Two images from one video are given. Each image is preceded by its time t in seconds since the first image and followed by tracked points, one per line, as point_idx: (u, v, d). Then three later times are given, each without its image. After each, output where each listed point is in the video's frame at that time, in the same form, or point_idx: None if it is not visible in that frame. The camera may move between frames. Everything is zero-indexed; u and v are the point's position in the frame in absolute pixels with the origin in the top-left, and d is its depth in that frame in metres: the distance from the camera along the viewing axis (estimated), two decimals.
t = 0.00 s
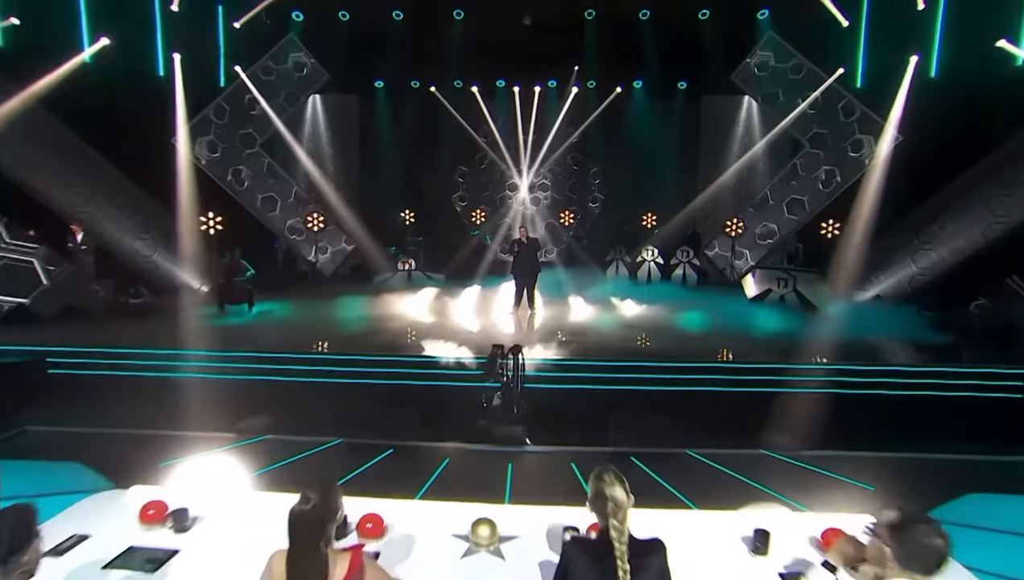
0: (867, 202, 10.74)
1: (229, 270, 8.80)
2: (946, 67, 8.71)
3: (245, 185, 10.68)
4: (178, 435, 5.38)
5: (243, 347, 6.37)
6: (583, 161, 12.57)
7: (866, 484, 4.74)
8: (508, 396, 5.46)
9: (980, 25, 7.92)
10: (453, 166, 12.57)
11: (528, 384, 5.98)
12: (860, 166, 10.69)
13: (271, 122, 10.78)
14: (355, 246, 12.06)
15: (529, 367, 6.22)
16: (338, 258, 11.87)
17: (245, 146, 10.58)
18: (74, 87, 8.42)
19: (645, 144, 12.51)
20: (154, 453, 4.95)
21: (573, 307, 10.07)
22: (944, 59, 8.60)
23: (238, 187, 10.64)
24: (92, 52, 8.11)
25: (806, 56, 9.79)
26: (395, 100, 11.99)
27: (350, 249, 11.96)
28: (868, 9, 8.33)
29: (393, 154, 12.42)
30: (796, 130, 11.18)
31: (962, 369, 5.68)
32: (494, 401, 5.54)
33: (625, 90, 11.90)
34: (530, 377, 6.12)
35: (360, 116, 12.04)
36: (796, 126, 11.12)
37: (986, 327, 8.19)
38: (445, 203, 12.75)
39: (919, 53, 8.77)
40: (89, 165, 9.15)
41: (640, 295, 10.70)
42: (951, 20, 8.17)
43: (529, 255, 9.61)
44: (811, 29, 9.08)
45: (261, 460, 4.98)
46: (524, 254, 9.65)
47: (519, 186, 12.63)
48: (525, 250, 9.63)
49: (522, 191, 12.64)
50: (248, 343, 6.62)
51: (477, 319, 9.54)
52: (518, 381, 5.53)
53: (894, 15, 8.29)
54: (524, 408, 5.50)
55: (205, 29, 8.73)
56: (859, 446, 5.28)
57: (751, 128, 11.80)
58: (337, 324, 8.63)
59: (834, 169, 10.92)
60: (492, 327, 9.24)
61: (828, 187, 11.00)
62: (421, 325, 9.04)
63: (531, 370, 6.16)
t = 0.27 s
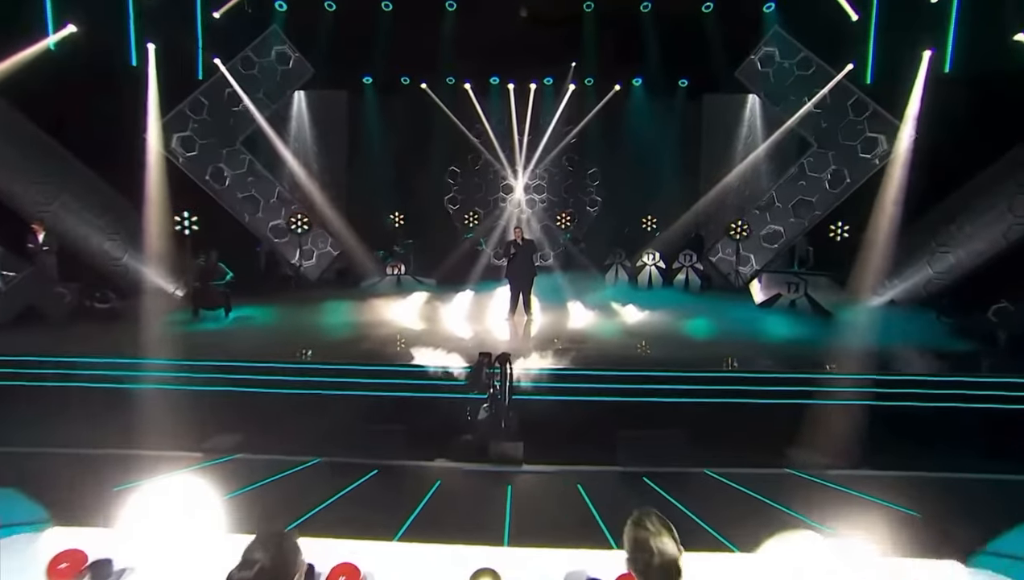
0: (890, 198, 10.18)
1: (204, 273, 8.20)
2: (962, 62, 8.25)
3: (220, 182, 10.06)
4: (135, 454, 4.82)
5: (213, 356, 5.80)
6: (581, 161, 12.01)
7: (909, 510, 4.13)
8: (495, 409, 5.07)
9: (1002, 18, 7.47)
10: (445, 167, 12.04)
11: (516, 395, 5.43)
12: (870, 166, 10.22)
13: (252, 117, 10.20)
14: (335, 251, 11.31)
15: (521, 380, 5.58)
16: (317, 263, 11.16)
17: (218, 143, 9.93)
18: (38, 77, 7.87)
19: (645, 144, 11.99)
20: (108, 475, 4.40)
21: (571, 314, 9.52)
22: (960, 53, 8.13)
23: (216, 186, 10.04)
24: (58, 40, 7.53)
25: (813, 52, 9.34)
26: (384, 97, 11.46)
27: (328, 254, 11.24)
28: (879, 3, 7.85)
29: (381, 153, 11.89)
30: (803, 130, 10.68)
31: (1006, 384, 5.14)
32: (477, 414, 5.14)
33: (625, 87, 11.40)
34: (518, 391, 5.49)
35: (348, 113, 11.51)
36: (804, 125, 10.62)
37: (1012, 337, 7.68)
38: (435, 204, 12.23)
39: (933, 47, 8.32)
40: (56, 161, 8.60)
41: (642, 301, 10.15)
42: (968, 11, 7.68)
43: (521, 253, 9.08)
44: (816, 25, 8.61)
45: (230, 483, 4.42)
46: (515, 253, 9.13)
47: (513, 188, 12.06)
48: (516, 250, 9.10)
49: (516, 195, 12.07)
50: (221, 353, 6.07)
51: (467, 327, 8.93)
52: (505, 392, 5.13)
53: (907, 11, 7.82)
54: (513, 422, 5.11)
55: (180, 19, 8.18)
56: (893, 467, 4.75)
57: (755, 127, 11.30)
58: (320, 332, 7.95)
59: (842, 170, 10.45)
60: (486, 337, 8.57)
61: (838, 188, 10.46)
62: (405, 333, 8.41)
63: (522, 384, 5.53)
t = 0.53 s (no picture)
0: (917, 193, 9.61)
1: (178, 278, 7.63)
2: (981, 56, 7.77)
3: (202, 183, 9.45)
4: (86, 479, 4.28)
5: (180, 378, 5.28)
6: (579, 161, 11.51)
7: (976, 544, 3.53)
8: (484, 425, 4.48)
9: None
10: (436, 168, 11.51)
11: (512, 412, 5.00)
12: (883, 163, 9.45)
13: (233, 113, 9.61)
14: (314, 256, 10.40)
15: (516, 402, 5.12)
16: (293, 267, 10.29)
17: (197, 141, 9.31)
18: None
19: (644, 143, 11.55)
20: (51, 505, 3.85)
21: (572, 322, 9.00)
22: (978, 47, 7.67)
23: (194, 186, 9.43)
24: (20, 28, 7.02)
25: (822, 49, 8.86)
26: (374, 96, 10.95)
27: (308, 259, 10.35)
28: None
29: (371, 154, 11.38)
30: (810, 127, 9.97)
31: None
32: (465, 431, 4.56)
33: (625, 85, 10.90)
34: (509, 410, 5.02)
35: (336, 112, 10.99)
36: (814, 121, 9.84)
37: None
38: (427, 206, 11.64)
39: (950, 40, 7.89)
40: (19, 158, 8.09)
41: (646, 307, 9.65)
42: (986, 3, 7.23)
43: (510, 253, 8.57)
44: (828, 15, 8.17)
45: (205, 508, 3.90)
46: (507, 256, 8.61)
47: (507, 192, 11.47)
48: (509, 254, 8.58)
49: (514, 197, 11.47)
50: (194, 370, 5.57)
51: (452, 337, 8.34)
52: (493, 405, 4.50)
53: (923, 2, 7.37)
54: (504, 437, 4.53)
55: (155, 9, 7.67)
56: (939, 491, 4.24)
57: (761, 127, 10.88)
58: (302, 341, 7.39)
59: (852, 168, 9.61)
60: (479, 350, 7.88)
61: (851, 188, 9.68)
62: (391, 343, 7.84)
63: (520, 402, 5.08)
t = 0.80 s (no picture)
0: (947, 187, 9.03)
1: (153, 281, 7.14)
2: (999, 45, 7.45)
3: (183, 183, 9.02)
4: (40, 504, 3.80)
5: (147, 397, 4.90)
6: (577, 161, 11.01)
7: None
8: (471, 438, 3.91)
9: None
10: (429, 168, 11.01)
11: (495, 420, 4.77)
12: (898, 161, 9.02)
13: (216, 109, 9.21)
14: (304, 258, 9.92)
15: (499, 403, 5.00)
16: (281, 270, 9.78)
17: (178, 138, 8.91)
18: None
19: (645, 144, 11.02)
20: None
21: (572, 328, 8.58)
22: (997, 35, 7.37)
23: (174, 186, 8.97)
24: None
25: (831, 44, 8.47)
26: (365, 93, 10.50)
27: (297, 260, 9.86)
28: None
29: (360, 154, 10.85)
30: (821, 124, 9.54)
31: None
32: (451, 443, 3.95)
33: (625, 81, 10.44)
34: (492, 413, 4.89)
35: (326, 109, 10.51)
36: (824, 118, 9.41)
37: None
38: (419, 207, 11.14)
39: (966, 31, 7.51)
40: None
41: (650, 312, 9.24)
42: None
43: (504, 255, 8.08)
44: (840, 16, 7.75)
45: (177, 532, 3.29)
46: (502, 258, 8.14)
47: (504, 192, 11.02)
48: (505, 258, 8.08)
49: (512, 197, 11.05)
50: (168, 381, 5.11)
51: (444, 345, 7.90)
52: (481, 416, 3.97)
53: None
54: (494, 451, 3.97)
55: None
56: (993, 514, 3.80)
57: (767, 126, 10.38)
58: (286, 346, 6.98)
59: (865, 167, 9.20)
60: (476, 357, 7.44)
61: (862, 187, 9.25)
62: (382, 349, 7.41)
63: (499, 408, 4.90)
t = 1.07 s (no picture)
0: (989, 182, 8.12)
1: (123, 285, 6.60)
2: None
3: (162, 183, 8.50)
4: None
5: (107, 412, 4.37)
6: (578, 161, 10.53)
7: None
8: (457, 458, 3.02)
9: None
10: (424, 168, 10.53)
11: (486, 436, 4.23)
12: (919, 158, 8.36)
13: (199, 104, 8.69)
14: (291, 261, 9.43)
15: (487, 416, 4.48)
16: (267, 275, 9.27)
17: (157, 135, 8.40)
18: None
19: (649, 143, 10.52)
20: None
21: (576, 337, 8.09)
22: None
23: (152, 186, 8.45)
24: None
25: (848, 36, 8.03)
26: (357, 90, 9.99)
27: (285, 264, 9.36)
28: None
29: (352, 154, 10.34)
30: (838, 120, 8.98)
31: None
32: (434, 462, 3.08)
33: (629, 78, 9.89)
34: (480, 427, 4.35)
35: (316, 105, 9.97)
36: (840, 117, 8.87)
37: None
38: (413, 209, 10.62)
39: (990, 24, 6.91)
40: None
41: (659, 318, 8.75)
42: None
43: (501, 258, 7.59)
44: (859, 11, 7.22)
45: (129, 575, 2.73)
46: (499, 261, 7.61)
47: (502, 193, 10.51)
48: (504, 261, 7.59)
49: (512, 199, 10.51)
50: (135, 393, 4.64)
51: (439, 353, 7.41)
52: (468, 433, 3.12)
53: None
54: (484, 475, 3.07)
55: None
56: None
57: (776, 126, 9.70)
58: (269, 354, 6.52)
59: (885, 165, 8.59)
60: (473, 366, 7.02)
61: (882, 187, 8.69)
62: (373, 357, 6.96)
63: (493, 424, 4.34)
